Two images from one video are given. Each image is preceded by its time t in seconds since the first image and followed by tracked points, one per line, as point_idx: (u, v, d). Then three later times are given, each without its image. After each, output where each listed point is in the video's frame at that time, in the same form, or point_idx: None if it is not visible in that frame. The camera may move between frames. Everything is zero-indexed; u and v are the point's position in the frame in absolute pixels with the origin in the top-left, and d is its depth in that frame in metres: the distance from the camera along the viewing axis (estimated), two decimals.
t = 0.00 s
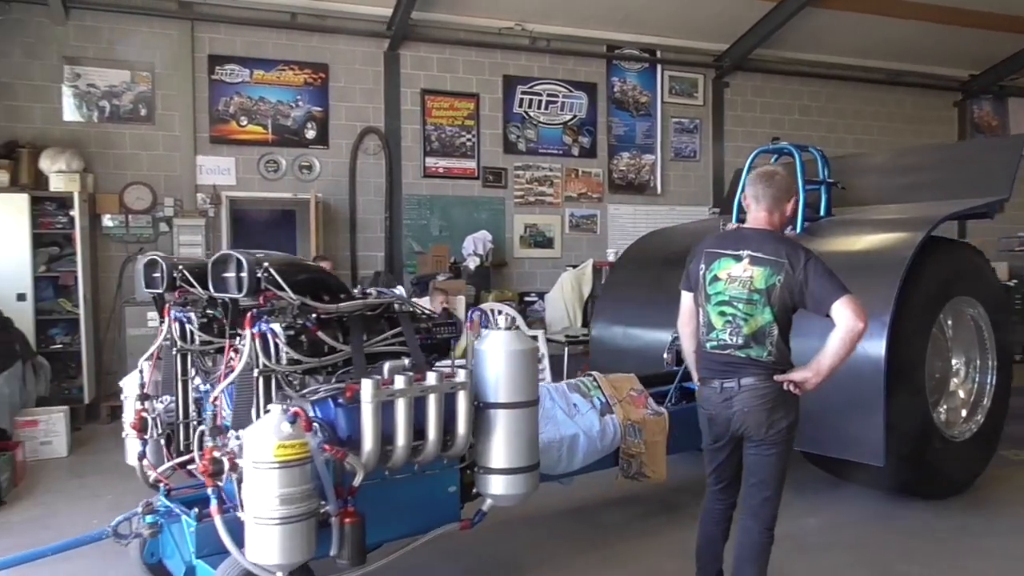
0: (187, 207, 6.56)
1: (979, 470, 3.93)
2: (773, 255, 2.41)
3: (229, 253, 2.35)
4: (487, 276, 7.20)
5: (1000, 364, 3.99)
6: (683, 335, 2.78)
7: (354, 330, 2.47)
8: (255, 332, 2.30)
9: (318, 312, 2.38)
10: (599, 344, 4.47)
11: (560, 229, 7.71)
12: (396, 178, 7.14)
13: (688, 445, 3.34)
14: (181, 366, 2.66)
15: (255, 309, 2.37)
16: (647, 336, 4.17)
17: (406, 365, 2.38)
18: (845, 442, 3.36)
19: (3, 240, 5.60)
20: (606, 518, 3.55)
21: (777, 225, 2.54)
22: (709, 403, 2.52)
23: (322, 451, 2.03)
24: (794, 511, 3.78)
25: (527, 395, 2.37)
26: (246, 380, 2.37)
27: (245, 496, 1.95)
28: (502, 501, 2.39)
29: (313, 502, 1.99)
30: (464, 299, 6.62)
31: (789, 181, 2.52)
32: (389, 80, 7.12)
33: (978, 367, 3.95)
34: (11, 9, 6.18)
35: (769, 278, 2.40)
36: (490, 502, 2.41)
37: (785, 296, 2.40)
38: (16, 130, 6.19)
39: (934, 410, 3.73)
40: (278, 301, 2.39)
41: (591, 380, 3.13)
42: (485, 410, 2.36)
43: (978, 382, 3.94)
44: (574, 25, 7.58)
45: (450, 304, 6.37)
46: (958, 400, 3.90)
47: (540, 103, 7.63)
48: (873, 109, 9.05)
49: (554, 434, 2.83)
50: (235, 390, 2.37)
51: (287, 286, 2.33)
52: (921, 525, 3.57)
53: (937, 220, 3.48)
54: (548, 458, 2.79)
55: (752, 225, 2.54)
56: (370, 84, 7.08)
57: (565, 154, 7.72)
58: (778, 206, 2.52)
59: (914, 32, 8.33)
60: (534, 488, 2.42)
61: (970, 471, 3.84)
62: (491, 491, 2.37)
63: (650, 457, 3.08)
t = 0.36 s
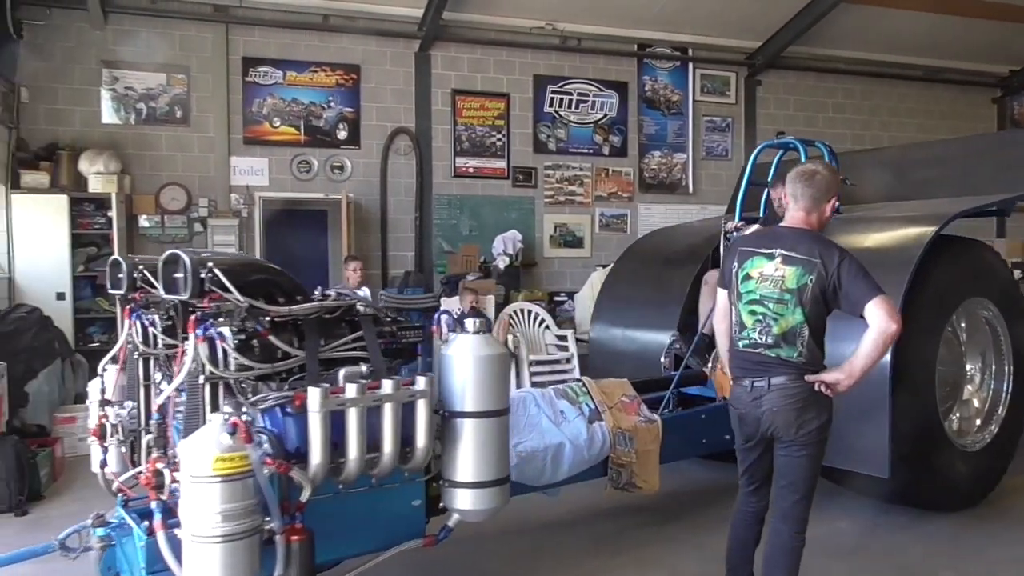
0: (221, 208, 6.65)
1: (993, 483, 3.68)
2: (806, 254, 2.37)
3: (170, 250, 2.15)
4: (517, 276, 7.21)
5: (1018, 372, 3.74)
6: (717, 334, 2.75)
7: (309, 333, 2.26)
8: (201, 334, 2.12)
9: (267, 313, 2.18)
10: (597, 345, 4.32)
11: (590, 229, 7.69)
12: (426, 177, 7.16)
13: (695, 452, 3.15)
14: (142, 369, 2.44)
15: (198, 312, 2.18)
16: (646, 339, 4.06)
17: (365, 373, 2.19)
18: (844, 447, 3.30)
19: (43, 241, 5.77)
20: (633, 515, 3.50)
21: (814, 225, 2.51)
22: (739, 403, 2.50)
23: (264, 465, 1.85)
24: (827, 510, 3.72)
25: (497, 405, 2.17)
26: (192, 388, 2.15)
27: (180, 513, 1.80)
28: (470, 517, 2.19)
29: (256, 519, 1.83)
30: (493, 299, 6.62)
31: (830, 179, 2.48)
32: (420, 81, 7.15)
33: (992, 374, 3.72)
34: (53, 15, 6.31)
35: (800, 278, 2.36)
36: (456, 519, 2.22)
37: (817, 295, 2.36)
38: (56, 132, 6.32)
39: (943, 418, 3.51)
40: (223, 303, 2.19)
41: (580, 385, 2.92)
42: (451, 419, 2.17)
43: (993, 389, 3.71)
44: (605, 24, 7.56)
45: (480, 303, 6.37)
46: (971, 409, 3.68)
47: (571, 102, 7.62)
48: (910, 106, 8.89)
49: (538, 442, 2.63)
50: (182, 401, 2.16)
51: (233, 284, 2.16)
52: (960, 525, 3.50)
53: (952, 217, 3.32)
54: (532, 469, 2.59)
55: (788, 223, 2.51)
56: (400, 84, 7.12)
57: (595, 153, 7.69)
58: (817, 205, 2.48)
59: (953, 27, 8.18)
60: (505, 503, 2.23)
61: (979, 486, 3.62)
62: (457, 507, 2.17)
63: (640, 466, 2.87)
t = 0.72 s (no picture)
0: (243, 208, 6.70)
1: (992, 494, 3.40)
2: (829, 253, 2.36)
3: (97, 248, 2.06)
4: (535, 275, 7.21)
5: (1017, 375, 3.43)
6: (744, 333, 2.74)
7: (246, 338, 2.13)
8: (124, 339, 1.97)
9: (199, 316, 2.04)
10: (580, 347, 3.97)
11: (609, 229, 7.68)
12: (444, 177, 7.18)
13: (678, 460, 2.98)
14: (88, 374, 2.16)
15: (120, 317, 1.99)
16: (632, 340, 3.74)
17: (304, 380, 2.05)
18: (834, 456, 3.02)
19: (67, 241, 5.85)
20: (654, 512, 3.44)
21: (844, 224, 2.47)
22: (761, 404, 2.49)
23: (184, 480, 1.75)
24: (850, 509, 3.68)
25: (449, 412, 2.06)
26: (117, 398, 2.02)
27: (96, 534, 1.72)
28: (421, 532, 2.06)
29: (178, 537, 1.74)
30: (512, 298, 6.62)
31: (859, 178, 2.46)
32: (439, 81, 7.17)
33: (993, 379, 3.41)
34: (77, 18, 6.40)
35: (822, 277, 2.35)
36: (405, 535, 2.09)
37: (839, 295, 2.34)
38: (80, 134, 6.39)
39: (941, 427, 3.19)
40: (150, 307, 2.03)
41: (556, 390, 2.72)
42: (401, 430, 2.05)
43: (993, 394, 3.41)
44: (624, 23, 7.54)
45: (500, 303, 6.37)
46: (970, 417, 3.36)
47: (589, 101, 7.61)
48: (932, 104, 8.80)
49: (508, 451, 2.45)
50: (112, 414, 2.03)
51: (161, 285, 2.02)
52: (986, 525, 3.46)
53: (948, 212, 3.00)
54: (500, 478, 2.41)
55: (817, 221, 2.48)
56: (419, 85, 7.14)
57: (614, 153, 7.68)
58: (848, 204, 2.45)
59: (976, 24, 8.09)
60: (460, 516, 2.11)
61: (977, 498, 3.34)
62: (406, 522, 2.05)
63: (620, 475, 2.67)
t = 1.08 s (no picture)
0: (274, 207, 6.77)
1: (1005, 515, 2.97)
2: (871, 251, 2.26)
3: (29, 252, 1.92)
4: (565, 275, 7.19)
5: None
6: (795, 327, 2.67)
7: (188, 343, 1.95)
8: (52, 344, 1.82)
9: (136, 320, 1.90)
10: (576, 348, 3.73)
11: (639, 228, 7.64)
12: (474, 177, 7.20)
13: (675, 470, 2.69)
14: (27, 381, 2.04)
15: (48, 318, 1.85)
16: (627, 342, 3.52)
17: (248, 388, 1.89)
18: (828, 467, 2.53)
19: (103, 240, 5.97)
20: (686, 506, 3.32)
21: (897, 223, 2.35)
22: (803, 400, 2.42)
23: (109, 495, 1.58)
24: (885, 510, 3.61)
25: (408, 422, 1.85)
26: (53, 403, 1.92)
27: (15, 551, 1.59)
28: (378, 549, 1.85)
29: (105, 554, 1.61)
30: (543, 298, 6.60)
31: (917, 176, 2.31)
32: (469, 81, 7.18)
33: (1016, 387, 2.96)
34: (114, 22, 6.51)
35: (861, 276, 2.26)
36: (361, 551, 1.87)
37: (880, 295, 2.24)
38: (117, 135, 6.51)
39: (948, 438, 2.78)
40: (81, 308, 1.87)
41: (540, 395, 2.49)
42: (353, 440, 1.84)
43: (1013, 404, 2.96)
44: (654, 21, 7.50)
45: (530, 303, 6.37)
46: (980, 428, 2.93)
47: (619, 100, 7.57)
48: (971, 100, 8.61)
49: (487, 460, 2.25)
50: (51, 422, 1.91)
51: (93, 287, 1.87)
52: None
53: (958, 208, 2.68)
54: (475, 489, 2.21)
55: (867, 218, 2.38)
56: (449, 85, 7.16)
57: (644, 152, 7.64)
58: (901, 202, 2.33)
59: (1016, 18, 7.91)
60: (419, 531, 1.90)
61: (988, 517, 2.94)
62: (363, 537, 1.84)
63: (607, 485, 2.42)
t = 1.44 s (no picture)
0: (312, 208, 6.85)
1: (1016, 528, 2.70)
2: (938, 244, 2.10)
3: None
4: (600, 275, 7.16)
5: None
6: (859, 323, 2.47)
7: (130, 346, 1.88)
8: None
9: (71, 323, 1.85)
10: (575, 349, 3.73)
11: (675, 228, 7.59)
12: (509, 176, 7.21)
13: (668, 480, 2.61)
14: None
15: None
16: (625, 343, 3.49)
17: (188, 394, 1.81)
18: (828, 474, 2.43)
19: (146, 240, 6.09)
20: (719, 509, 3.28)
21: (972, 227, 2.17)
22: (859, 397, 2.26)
23: (26, 510, 1.52)
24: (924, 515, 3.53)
25: (362, 430, 1.76)
26: None
27: None
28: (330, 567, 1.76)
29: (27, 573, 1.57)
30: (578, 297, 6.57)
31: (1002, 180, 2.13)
32: (504, 80, 7.20)
33: None
34: (158, 26, 6.64)
35: (925, 268, 2.11)
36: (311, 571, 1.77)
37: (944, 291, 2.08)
38: (159, 137, 6.63)
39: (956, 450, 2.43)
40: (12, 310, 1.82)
41: (527, 401, 2.42)
42: (305, 449, 1.76)
43: None
44: (691, 19, 7.45)
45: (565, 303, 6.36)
46: (995, 440, 2.51)
47: (655, 99, 7.52)
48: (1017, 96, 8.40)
49: (466, 469, 2.18)
50: None
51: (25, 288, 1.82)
52: None
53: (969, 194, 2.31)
54: (452, 500, 2.14)
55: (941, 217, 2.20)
56: (484, 85, 7.18)
57: (681, 150, 7.58)
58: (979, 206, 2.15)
59: None
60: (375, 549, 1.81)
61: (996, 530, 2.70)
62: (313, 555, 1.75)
63: (595, 494, 2.34)
